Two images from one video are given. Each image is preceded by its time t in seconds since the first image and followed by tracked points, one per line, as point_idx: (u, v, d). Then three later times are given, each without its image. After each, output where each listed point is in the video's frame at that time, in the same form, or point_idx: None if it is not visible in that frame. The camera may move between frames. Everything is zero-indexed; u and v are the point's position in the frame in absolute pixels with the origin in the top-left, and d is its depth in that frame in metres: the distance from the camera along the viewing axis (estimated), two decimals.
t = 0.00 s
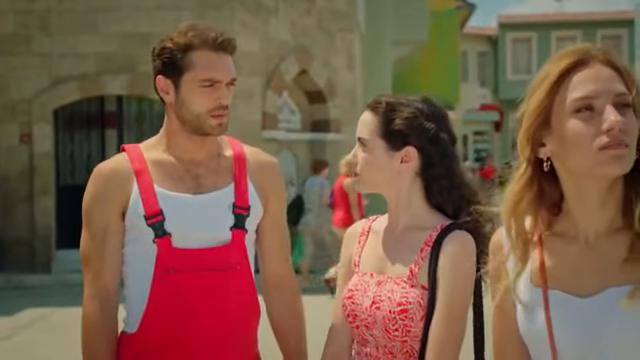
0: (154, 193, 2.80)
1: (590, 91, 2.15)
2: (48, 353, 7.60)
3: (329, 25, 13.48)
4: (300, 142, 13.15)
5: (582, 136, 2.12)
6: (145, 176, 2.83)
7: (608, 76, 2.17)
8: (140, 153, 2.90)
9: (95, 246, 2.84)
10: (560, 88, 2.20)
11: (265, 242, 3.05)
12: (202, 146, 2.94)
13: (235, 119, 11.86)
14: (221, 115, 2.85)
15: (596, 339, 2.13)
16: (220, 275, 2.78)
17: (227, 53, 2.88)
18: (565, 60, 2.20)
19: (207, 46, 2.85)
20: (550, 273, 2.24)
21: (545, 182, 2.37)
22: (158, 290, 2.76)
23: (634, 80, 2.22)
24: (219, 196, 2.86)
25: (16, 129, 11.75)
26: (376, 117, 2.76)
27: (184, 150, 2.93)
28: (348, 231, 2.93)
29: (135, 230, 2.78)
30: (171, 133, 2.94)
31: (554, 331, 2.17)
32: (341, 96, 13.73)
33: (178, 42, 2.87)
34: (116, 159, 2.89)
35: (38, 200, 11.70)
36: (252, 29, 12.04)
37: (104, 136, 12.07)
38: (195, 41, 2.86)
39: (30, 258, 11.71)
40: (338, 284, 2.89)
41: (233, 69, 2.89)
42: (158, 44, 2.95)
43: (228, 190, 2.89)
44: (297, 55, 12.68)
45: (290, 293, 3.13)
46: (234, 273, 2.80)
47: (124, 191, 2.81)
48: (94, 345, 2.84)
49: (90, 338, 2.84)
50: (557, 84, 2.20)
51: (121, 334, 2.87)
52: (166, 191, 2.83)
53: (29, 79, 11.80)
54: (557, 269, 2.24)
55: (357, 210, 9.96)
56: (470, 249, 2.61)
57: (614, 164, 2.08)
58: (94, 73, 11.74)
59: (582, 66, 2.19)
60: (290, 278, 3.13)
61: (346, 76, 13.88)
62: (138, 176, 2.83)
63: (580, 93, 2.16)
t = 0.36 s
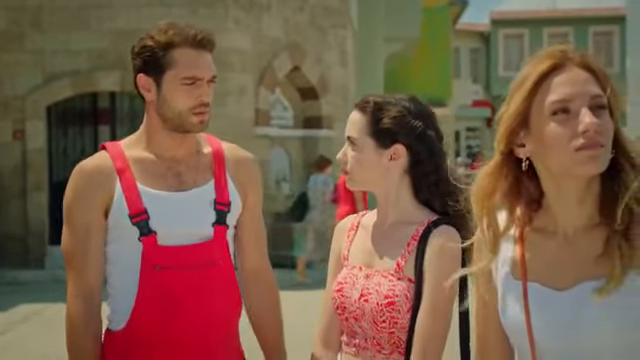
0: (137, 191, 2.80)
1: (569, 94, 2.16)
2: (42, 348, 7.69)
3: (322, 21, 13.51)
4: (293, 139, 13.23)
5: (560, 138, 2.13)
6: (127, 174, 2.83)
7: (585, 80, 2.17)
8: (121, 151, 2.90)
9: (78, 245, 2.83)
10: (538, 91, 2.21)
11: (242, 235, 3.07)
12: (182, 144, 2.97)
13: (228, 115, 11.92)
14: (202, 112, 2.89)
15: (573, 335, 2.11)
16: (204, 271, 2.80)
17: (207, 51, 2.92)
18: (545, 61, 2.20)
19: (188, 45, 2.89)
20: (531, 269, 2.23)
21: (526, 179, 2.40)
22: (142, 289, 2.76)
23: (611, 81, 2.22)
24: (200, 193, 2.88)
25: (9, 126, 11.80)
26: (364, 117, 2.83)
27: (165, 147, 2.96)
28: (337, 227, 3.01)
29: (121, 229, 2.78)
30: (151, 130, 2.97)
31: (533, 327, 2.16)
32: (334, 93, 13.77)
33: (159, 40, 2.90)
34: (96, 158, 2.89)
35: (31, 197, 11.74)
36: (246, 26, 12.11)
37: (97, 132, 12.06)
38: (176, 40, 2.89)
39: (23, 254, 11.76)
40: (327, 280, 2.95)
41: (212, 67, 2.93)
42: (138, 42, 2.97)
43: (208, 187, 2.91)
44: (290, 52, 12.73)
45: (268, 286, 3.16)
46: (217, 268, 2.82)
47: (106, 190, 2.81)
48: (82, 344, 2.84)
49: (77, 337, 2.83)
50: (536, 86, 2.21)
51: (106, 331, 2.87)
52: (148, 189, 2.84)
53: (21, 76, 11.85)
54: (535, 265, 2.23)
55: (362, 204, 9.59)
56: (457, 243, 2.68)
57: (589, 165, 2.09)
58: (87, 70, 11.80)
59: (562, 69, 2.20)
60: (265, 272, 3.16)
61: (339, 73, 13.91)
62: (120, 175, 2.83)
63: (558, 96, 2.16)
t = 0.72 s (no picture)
0: (121, 187, 2.74)
1: (544, 95, 2.26)
2: (36, 343, 7.76)
3: (314, 17, 13.55)
4: (285, 134, 13.18)
5: (536, 138, 2.24)
6: (112, 172, 2.76)
7: (561, 81, 2.27)
8: (103, 148, 2.82)
9: (60, 243, 2.75)
10: (515, 91, 2.31)
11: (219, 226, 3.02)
12: (163, 139, 2.89)
13: (221, 110, 11.92)
14: (184, 107, 2.82)
15: (554, 327, 2.20)
16: (186, 265, 2.73)
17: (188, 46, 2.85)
18: (524, 62, 2.30)
19: (169, 41, 2.81)
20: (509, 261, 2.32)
21: (500, 174, 2.50)
22: (129, 284, 2.69)
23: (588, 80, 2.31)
24: (182, 188, 2.81)
25: (2, 121, 11.82)
26: (353, 114, 2.91)
27: (146, 142, 2.87)
28: (326, 221, 3.09)
29: (107, 226, 2.72)
30: (131, 125, 2.88)
31: (515, 320, 2.23)
32: (326, 89, 13.84)
33: (139, 36, 2.82)
34: (77, 154, 2.81)
35: (25, 192, 11.79)
36: (238, 22, 12.18)
37: (90, 129, 12.23)
38: (157, 36, 2.81)
39: (17, 249, 11.80)
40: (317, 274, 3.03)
41: (193, 63, 2.85)
42: (117, 39, 2.88)
43: (190, 184, 2.84)
44: (282, 49, 12.79)
45: (243, 278, 3.10)
46: (200, 262, 2.76)
47: (90, 186, 2.73)
48: (64, 342, 2.75)
49: (60, 333, 2.75)
50: (513, 86, 2.31)
51: (90, 327, 2.80)
52: (133, 186, 2.77)
53: (15, 71, 11.88)
54: (514, 259, 2.31)
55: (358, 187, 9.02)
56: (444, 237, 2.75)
57: (565, 163, 2.20)
58: (80, 66, 11.86)
59: (538, 71, 2.29)
60: (241, 264, 3.09)
61: (331, 69, 13.98)
62: (105, 172, 2.76)
63: (536, 97, 2.26)
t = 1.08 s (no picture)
0: (110, 186, 2.76)
1: (524, 97, 2.35)
2: (32, 339, 7.83)
3: (309, 16, 13.64)
4: (280, 132, 13.40)
5: (515, 137, 2.33)
6: (101, 171, 2.77)
7: (540, 84, 2.37)
8: (90, 147, 2.83)
9: (50, 242, 2.76)
10: (496, 93, 2.41)
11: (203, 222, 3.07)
12: (148, 137, 2.92)
13: (217, 109, 12.02)
14: (171, 107, 2.84)
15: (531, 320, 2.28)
16: (173, 260, 2.77)
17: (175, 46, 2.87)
18: (504, 65, 2.40)
19: (155, 41, 2.83)
20: (492, 255, 2.40)
21: (483, 172, 2.60)
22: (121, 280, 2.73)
23: (567, 83, 2.42)
24: (168, 186, 2.86)
25: None
26: (345, 115, 2.99)
27: (131, 140, 2.90)
28: (317, 217, 3.17)
29: (98, 224, 2.74)
30: (117, 124, 2.90)
31: (497, 315, 2.32)
32: (321, 87, 13.92)
33: (126, 36, 2.84)
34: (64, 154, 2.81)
35: (20, 190, 11.86)
36: (233, 20, 12.24)
37: (86, 126, 12.18)
38: (143, 36, 2.83)
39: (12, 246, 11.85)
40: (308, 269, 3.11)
41: (180, 63, 2.87)
42: (104, 38, 2.90)
43: (175, 182, 2.88)
44: (277, 47, 12.86)
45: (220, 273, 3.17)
46: (188, 257, 2.81)
47: (80, 185, 2.74)
48: (56, 341, 2.76)
49: (50, 328, 2.76)
50: (492, 84, 2.42)
51: (79, 323, 2.82)
52: (122, 184, 2.79)
53: (11, 69, 11.94)
54: (496, 255, 2.40)
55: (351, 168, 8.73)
56: (430, 234, 2.82)
57: (542, 162, 2.29)
58: (75, 64, 11.92)
59: (517, 74, 2.40)
60: (221, 259, 3.15)
61: (326, 67, 14.06)
62: (94, 171, 2.77)
63: (515, 99, 2.36)
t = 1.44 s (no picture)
0: (102, 185, 2.83)
1: (509, 98, 2.43)
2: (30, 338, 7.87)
3: (304, 16, 13.75)
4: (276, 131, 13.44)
5: (499, 138, 2.42)
6: (93, 172, 2.84)
7: (525, 87, 2.45)
8: (80, 148, 2.90)
9: (41, 240, 2.81)
10: (484, 96, 2.49)
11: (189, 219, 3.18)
12: (134, 137, 3.00)
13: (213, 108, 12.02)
14: (161, 109, 2.92)
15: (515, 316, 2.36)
16: (164, 257, 2.84)
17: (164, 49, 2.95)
18: (488, 69, 2.49)
19: (145, 44, 2.91)
20: (476, 254, 2.48)
21: (467, 170, 2.69)
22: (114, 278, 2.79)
23: (550, 87, 2.50)
24: (156, 184, 2.94)
25: None
26: (338, 115, 3.07)
27: (119, 140, 2.97)
28: (312, 214, 3.24)
29: (90, 223, 2.81)
30: (104, 124, 2.98)
31: (482, 311, 2.40)
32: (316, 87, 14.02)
33: (117, 39, 2.91)
34: (54, 153, 2.87)
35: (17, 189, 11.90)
36: (229, 20, 12.29)
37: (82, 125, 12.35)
38: (134, 39, 2.91)
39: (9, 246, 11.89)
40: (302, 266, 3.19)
41: (169, 66, 2.96)
42: (94, 41, 2.97)
43: (161, 179, 2.96)
44: (273, 47, 12.94)
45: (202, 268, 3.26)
46: (176, 254, 2.88)
47: (71, 186, 2.80)
48: (49, 340, 2.82)
49: (44, 323, 2.82)
50: (479, 90, 2.50)
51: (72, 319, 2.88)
52: (113, 184, 2.86)
53: (7, 69, 11.96)
54: (480, 253, 2.48)
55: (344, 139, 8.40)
56: (418, 231, 2.93)
57: (524, 162, 2.38)
58: (71, 64, 12.01)
59: (504, 76, 2.48)
60: (206, 261, 3.26)
61: (321, 67, 14.16)
62: (86, 172, 2.83)
63: (500, 100, 2.44)
